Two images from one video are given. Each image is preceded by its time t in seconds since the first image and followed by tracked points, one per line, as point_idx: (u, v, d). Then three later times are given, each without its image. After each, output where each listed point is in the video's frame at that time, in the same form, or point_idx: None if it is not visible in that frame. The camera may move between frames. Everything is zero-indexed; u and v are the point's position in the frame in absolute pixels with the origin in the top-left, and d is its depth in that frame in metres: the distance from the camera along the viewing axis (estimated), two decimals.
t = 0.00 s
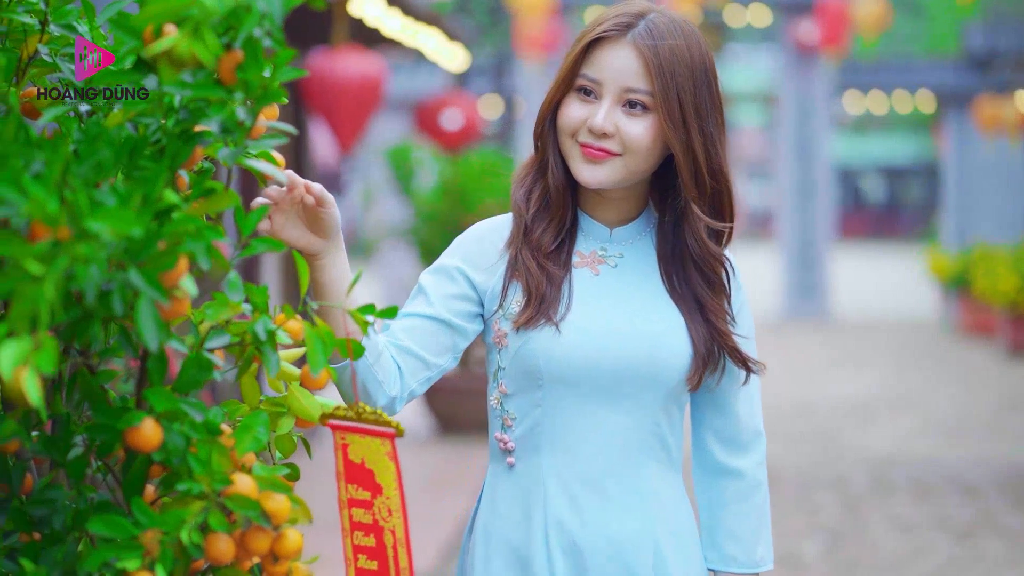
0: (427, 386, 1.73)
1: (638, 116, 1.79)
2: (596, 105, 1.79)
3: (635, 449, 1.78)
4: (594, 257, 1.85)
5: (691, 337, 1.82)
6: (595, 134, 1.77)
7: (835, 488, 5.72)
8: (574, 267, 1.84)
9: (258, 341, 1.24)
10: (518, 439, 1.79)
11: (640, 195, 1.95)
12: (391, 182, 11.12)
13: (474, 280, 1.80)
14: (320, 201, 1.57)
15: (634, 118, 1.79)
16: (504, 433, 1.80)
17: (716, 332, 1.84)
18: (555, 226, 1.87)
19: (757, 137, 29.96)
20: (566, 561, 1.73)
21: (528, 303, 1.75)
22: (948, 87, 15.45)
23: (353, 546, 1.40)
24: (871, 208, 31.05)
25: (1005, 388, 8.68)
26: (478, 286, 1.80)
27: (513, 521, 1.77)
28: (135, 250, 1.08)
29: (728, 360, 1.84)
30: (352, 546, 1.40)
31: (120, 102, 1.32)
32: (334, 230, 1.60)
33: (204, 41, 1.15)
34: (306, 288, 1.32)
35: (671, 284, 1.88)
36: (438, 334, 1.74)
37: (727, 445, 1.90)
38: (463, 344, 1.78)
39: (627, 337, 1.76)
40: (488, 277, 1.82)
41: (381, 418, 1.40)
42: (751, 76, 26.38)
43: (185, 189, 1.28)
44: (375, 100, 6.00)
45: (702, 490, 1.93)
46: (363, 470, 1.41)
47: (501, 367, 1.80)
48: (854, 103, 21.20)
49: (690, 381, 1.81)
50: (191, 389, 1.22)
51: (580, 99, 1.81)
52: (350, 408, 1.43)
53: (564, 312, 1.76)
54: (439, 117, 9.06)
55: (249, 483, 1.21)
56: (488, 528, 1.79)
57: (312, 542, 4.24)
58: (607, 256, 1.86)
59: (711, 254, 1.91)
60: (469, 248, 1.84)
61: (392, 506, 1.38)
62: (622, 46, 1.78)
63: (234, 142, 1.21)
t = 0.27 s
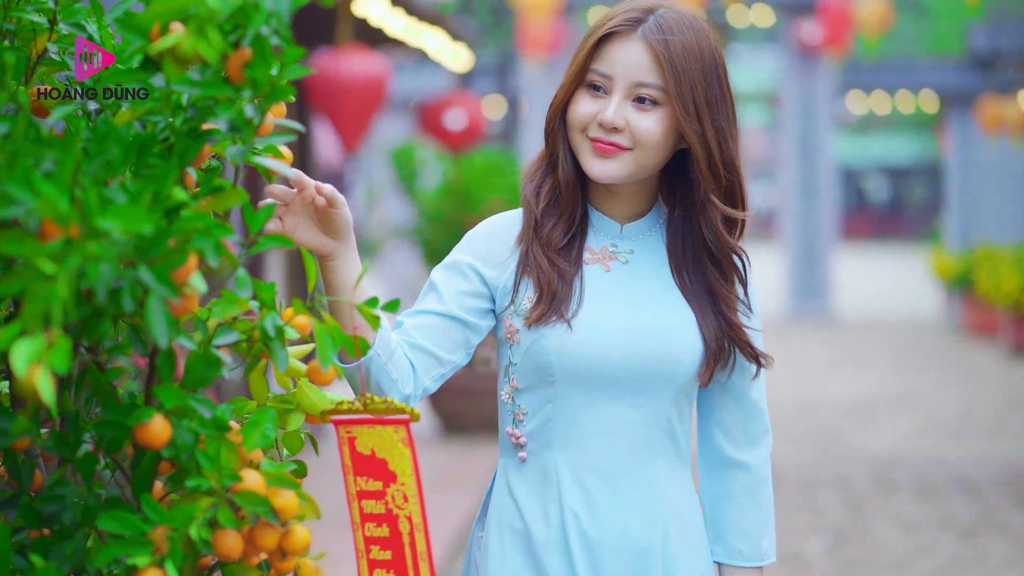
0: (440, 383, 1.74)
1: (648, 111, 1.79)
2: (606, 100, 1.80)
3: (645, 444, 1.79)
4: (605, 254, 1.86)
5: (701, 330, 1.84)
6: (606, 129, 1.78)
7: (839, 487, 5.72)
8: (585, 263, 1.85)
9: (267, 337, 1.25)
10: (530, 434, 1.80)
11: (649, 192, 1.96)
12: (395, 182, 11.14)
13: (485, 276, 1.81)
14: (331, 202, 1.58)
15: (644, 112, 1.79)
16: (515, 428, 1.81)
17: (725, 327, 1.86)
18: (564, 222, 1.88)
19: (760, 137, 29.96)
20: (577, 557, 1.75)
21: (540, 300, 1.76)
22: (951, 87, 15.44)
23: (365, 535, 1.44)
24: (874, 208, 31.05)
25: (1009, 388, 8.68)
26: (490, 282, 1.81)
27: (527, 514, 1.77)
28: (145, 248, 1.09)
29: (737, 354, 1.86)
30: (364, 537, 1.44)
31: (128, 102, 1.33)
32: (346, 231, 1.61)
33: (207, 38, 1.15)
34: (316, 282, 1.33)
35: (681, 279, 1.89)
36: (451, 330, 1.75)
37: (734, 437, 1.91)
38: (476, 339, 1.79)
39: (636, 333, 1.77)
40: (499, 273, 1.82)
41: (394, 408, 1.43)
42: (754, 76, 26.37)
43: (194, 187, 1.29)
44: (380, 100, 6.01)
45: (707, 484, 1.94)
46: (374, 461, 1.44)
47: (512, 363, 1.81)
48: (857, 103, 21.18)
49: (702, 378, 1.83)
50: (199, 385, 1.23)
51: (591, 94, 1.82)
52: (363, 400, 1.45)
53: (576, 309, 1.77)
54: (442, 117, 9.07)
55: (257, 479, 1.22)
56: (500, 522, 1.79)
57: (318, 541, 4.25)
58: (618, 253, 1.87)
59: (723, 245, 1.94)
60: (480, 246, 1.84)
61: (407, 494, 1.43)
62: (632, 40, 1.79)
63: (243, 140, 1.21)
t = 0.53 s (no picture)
0: (453, 379, 1.77)
1: (658, 104, 1.80)
2: (614, 95, 1.80)
3: (655, 441, 1.81)
4: (616, 251, 1.87)
5: (711, 323, 1.85)
6: (615, 124, 1.79)
7: (842, 487, 5.72)
8: (597, 261, 1.85)
9: (274, 334, 1.26)
10: (540, 431, 1.81)
11: (661, 187, 1.97)
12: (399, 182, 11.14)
13: (498, 274, 1.82)
14: (345, 197, 1.59)
15: (654, 105, 1.80)
16: (526, 424, 1.83)
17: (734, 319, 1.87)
18: (574, 219, 1.88)
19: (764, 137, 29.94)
20: (588, 555, 1.76)
21: (552, 299, 1.77)
22: (955, 87, 15.44)
23: (360, 525, 1.43)
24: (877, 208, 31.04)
25: (1012, 388, 8.68)
26: (502, 279, 1.82)
27: (535, 512, 1.78)
28: (154, 248, 1.09)
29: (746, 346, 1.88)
30: (358, 526, 1.44)
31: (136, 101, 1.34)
32: (360, 227, 1.62)
33: (220, 34, 1.14)
34: (324, 277, 1.33)
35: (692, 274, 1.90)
36: (464, 327, 1.77)
37: (742, 433, 1.92)
38: (488, 336, 1.81)
39: (647, 332, 1.78)
40: (511, 271, 1.83)
41: (398, 400, 1.43)
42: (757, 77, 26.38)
43: (202, 184, 1.29)
44: (384, 100, 6.01)
45: (716, 479, 1.96)
46: (373, 453, 1.43)
47: (523, 361, 1.82)
48: (860, 103, 21.18)
49: (714, 372, 1.84)
50: (207, 382, 1.23)
51: (599, 90, 1.82)
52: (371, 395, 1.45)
53: (587, 308, 1.78)
54: (446, 118, 9.08)
55: (266, 476, 1.23)
56: (509, 519, 1.81)
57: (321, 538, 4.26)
58: (630, 250, 1.87)
59: (741, 235, 1.95)
60: (492, 243, 1.85)
61: (408, 486, 1.42)
62: (640, 35, 1.79)
63: (252, 139, 1.22)
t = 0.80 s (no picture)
0: (464, 379, 1.78)
1: (665, 101, 1.81)
2: (621, 95, 1.81)
3: (663, 440, 1.81)
4: (625, 251, 1.87)
5: (719, 319, 1.85)
6: (623, 122, 1.80)
7: (847, 487, 5.73)
8: (606, 261, 1.86)
9: (282, 334, 1.27)
10: (548, 430, 1.83)
11: (670, 187, 1.98)
12: (404, 182, 11.16)
13: (508, 274, 1.83)
14: (359, 196, 1.59)
15: (662, 103, 1.81)
16: (534, 423, 1.84)
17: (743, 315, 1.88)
18: (583, 219, 1.89)
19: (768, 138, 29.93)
20: (593, 554, 1.77)
21: (562, 299, 1.78)
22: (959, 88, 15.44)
23: (352, 528, 1.43)
24: (882, 209, 31.03)
25: (1016, 388, 8.68)
26: (512, 279, 1.83)
27: (543, 511, 1.79)
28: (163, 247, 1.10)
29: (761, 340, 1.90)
30: (350, 529, 1.43)
31: (145, 101, 1.34)
32: (373, 226, 1.62)
33: (236, 33, 1.15)
34: (333, 281, 1.33)
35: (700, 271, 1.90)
36: (476, 327, 1.78)
37: (749, 432, 1.93)
38: (498, 336, 1.82)
39: (654, 333, 1.78)
40: (521, 270, 1.84)
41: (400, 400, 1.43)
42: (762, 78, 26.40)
43: (211, 185, 1.30)
44: (389, 101, 6.03)
45: (723, 477, 1.96)
46: (369, 456, 1.42)
47: (533, 360, 1.83)
48: (864, 104, 21.17)
49: (724, 370, 1.85)
50: (215, 381, 1.24)
51: (606, 89, 1.83)
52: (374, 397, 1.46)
53: (597, 307, 1.78)
54: (451, 119, 9.09)
55: (274, 475, 1.23)
56: (518, 517, 1.82)
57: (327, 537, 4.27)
58: (638, 250, 1.88)
59: (748, 233, 1.96)
60: (503, 242, 1.87)
61: (405, 488, 1.42)
62: (645, 33, 1.81)
63: (261, 140, 1.23)
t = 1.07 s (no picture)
0: (473, 379, 1.79)
1: (669, 100, 1.81)
2: (625, 95, 1.82)
3: (669, 440, 1.82)
4: (632, 251, 1.88)
5: (727, 317, 1.86)
6: (628, 123, 1.80)
7: (852, 487, 5.73)
8: (613, 261, 1.87)
9: (289, 333, 1.27)
10: (555, 429, 1.83)
11: (675, 186, 1.98)
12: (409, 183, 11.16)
13: (516, 274, 1.85)
14: (368, 198, 1.60)
15: (666, 103, 1.81)
16: (540, 422, 1.85)
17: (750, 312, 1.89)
18: (588, 220, 1.90)
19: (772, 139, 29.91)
20: (599, 554, 1.77)
21: (569, 299, 1.79)
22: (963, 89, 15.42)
23: (366, 523, 1.44)
24: (886, 210, 30.99)
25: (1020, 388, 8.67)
26: (519, 279, 1.84)
27: (549, 511, 1.80)
28: (171, 248, 1.11)
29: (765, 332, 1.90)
30: (365, 525, 1.44)
31: (153, 103, 1.35)
32: (382, 229, 1.63)
33: (252, 40, 1.17)
34: (336, 279, 1.33)
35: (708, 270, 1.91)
36: (484, 327, 1.79)
37: (755, 431, 1.93)
38: (506, 336, 1.83)
39: (660, 333, 1.79)
40: (528, 270, 1.86)
41: (413, 396, 1.45)
42: (767, 79, 26.39)
43: (220, 186, 1.31)
44: (394, 103, 6.04)
45: (729, 477, 1.97)
46: (382, 451, 1.44)
47: (539, 359, 1.84)
48: (869, 105, 21.15)
49: (732, 367, 1.86)
50: (223, 381, 1.25)
51: (609, 91, 1.84)
52: (382, 393, 1.47)
53: (603, 307, 1.79)
54: (455, 120, 9.10)
55: (282, 475, 1.23)
56: (525, 516, 1.83)
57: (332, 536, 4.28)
58: (645, 250, 1.89)
59: (751, 231, 1.96)
60: (511, 241, 1.88)
61: (420, 482, 1.44)
62: (646, 33, 1.81)
63: (269, 141, 1.23)
